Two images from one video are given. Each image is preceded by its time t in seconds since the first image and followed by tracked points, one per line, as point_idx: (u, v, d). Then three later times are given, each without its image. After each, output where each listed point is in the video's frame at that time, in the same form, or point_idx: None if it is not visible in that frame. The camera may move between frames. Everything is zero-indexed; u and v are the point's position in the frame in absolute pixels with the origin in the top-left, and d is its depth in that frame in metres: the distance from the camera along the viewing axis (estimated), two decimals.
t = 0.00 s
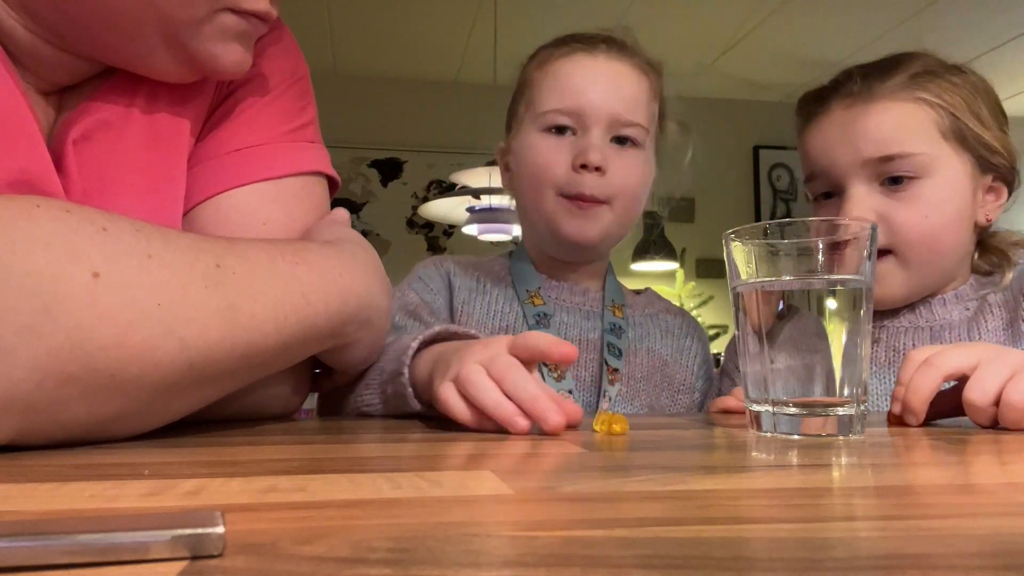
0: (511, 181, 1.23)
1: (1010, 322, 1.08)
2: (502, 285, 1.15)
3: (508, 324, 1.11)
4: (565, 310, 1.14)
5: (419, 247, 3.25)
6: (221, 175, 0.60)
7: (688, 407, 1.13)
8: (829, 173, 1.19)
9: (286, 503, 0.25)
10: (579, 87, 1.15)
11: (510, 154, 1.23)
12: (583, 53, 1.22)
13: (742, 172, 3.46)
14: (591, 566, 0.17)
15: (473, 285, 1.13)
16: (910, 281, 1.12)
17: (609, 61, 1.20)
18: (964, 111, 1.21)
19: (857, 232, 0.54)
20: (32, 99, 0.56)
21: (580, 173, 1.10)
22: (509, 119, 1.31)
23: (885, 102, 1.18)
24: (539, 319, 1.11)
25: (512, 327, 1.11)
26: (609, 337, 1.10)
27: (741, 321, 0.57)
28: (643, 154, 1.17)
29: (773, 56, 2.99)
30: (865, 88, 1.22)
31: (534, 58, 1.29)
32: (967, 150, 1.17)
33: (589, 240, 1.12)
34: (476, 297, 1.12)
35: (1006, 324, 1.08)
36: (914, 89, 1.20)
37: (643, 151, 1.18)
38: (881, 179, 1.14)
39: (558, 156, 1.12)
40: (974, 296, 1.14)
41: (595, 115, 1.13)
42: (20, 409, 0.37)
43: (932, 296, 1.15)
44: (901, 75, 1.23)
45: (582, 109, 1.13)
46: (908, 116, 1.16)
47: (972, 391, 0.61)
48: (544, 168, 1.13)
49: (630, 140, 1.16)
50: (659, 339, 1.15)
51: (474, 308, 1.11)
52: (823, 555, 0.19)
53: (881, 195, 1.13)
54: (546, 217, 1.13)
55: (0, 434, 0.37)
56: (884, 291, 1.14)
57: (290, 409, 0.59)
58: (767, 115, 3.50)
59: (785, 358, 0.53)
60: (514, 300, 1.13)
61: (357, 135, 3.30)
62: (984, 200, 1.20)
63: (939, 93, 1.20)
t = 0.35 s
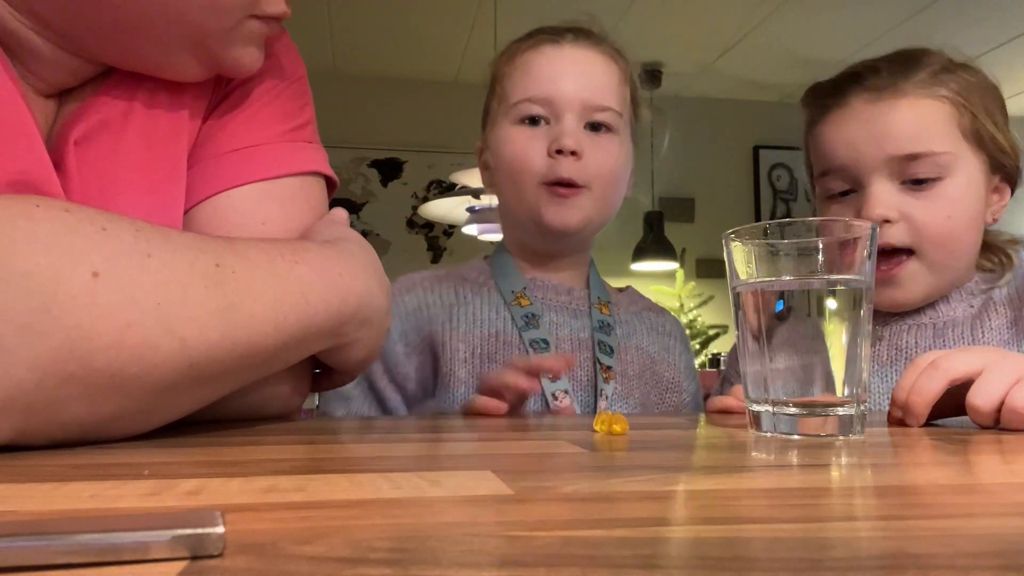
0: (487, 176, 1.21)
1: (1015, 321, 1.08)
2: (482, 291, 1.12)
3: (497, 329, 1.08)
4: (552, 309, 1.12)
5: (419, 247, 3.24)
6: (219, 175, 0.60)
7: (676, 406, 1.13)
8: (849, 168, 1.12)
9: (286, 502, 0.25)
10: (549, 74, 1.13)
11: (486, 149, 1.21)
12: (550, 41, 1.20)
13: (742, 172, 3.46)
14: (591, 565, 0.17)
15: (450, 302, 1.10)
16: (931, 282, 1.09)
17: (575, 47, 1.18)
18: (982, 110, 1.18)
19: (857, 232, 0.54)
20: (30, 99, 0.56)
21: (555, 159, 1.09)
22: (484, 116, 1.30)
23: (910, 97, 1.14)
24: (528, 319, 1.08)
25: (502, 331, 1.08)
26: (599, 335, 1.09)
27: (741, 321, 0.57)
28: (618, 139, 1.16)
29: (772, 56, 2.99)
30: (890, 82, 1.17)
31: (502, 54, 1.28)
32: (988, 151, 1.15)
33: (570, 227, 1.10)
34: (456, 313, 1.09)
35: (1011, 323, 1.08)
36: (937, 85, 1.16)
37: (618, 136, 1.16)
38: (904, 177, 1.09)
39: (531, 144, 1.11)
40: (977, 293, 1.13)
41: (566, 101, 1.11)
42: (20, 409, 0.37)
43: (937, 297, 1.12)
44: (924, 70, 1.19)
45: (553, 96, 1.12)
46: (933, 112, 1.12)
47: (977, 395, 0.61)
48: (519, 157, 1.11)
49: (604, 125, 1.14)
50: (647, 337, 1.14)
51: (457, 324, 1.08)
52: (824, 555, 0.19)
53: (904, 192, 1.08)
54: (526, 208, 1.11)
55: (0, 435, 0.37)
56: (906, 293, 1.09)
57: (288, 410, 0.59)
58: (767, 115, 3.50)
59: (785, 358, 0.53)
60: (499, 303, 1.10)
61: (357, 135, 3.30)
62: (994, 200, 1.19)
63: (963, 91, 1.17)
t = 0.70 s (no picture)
0: (434, 171, 1.15)
1: (1018, 321, 1.05)
2: (431, 297, 1.07)
3: (446, 339, 1.03)
4: (504, 314, 1.07)
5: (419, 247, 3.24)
6: (219, 175, 0.60)
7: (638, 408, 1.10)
8: (866, 163, 1.09)
9: (287, 502, 0.25)
10: (502, 66, 1.08)
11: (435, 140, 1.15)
12: (505, 29, 1.14)
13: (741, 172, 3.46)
14: (591, 565, 0.17)
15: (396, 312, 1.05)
16: (944, 278, 1.08)
17: (533, 36, 1.13)
18: (995, 111, 1.16)
19: (856, 232, 0.54)
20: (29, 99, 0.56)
21: (507, 158, 1.04)
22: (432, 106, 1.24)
23: (928, 95, 1.11)
24: (478, 326, 1.03)
25: (451, 340, 1.03)
26: (553, 339, 1.04)
27: (741, 320, 0.57)
28: (574, 136, 1.11)
29: (772, 56, 2.99)
30: (907, 78, 1.15)
31: (452, 40, 1.22)
32: (1002, 151, 1.14)
33: (522, 229, 1.06)
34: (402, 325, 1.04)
35: (1014, 323, 1.05)
36: (952, 84, 1.14)
37: (574, 131, 1.11)
38: (921, 176, 1.07)
39: (482, 140, 1.05)
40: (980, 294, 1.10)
41: (520, 96, 1.06)
42: (20, 408, 0.37)
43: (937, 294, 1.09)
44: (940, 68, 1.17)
45: (506, 90, 1.06)
46: (951, 110, 1.10)
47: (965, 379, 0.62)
48: (469, 154, 1.06)
49: (560, 121, 1.09)
50: (606, 338, 1.11)
51: (404, 335, 1.03)
52: (825, 555, 0.19)
53: (921, 190, 1.06)
54: (475, 209, 1.06)
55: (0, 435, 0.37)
56: (923, 285, 1.07)
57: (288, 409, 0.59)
58: (767, 115, 3.50)
59: (785, 358, 0.53)
60: (449, 310, 1.06)
61: (357, 135, 3.30)
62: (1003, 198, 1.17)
63: (978, 91, 1.16)
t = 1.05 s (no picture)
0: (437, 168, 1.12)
1: None
2: (426, 297, 1.07)
3: (441, 338, 1.04)
4: (502, 312, 1.07)
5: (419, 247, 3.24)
6: (219, 176, 0.60)
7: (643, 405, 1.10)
8: (883, 159, 1.05)
9: (286, 502, 0.25)
10: (523, 74, 1.03)
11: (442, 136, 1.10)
12: (522, 28, 1.09)
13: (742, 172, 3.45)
14: (592, 565, 0.17)
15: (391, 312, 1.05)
16: (954, 275, 1.05)
17: (553, 40, 1.08)
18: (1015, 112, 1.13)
19: (856, 233, 0.53)
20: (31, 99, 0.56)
21: (523, 174, 1.01)
22: (433, 96, 1.19)
23: (949, 92, 1.08)
24: (472, 325, 1.03)
25: (446, 339, 1.03)
26: (554, 337, 1.04)
27: (741, 320, 0.57)
28: (589, 147, 1.09)
29: (772, 56, 2.99)
30: (929, 72, 1.11)
31: (462, 30, 1.16)
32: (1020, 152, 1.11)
33: (531, 242, 1.05)
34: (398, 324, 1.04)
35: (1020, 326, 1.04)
36: (973, 80, 1.11)
37: (589, 142, 1.09)
38: (938, 176, 1.03)
39: (498, 152, 1.02)
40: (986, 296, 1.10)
41: (540, 108, 1.02)
42: (20, 408, 0.37)
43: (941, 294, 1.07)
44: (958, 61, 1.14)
45: (526, 101, 1.02)
46: (971, 109, 1.07)
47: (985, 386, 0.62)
48: (482, 164, 1.03)
49: (576, 134, 1.07)
50: (610, 335, 1.11)
51: (399, 335, 1.03)
52: (825, 555, 0.19)
53: (937, 189, 1.03)
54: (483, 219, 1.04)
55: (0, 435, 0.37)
56: (931, 281, 1.04)
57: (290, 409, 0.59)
58: (767, 115, 3.50)
59: (785, 358, 0.53)
60: (444, 309, 1.06)
61: (357, 135, 3.29)
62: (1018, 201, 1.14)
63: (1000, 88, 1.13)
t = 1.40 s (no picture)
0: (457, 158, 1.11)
1: None
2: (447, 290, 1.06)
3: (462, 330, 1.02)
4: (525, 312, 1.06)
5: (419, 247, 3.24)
6: (220, 176, 0.60)
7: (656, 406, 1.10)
8: (891, 165, 1.04)
9: (285, 502, 0.25)
10: (554, 69, 1.01)
11: (465, 128, 1.09)
12: (553, 22, 1.07)
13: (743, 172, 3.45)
14: (592, 565, 0.17)
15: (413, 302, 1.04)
16: (960, 287, 1.05)
17: (585, 36, 1.07)
18: None
19: (858, 233, 0.53)
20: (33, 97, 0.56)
21: (547, 172, 1.01)
22: (457, 85, 1.17)
23: (965, 97, 1.06)
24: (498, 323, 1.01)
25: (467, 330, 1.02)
26: (578, 341, 1.03)
27: (740, 319, 0.57)
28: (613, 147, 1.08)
29: (773, 56, 2.99)
30: (942, 76, 1.09)
31: (491, 21, 1.13)
32: None
33: (549, 241, 1.05)
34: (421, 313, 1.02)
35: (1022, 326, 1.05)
36: (988, 85, 1.08)
37: (613, 142, 1.08)
38: (948, 183, 1.02)
39: (524, 148, 1.01)
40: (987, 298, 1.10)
41: (569, 106, 1.01)
42: (21, 408, 0.37)
43: (962, 296, 1.07)
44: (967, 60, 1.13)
45: (556, 99, 1.00)
46: (985, 116, 1.05)
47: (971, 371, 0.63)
48: (507, 160, 1.01)
49: (601, 134, 1.05)
50: (626, 338, 1.10)
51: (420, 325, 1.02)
52: (826, 555, 0.19)
53: (947, 198, 1.02)
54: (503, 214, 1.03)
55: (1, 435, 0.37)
56: (936, 294, 1.05)
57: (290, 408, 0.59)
58: (768, 115, 3.50)
59: (785, 357, 0.53)
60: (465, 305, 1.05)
61: (358, 135, 3.29)
62: None
63: (1015, 91, 1.11)
